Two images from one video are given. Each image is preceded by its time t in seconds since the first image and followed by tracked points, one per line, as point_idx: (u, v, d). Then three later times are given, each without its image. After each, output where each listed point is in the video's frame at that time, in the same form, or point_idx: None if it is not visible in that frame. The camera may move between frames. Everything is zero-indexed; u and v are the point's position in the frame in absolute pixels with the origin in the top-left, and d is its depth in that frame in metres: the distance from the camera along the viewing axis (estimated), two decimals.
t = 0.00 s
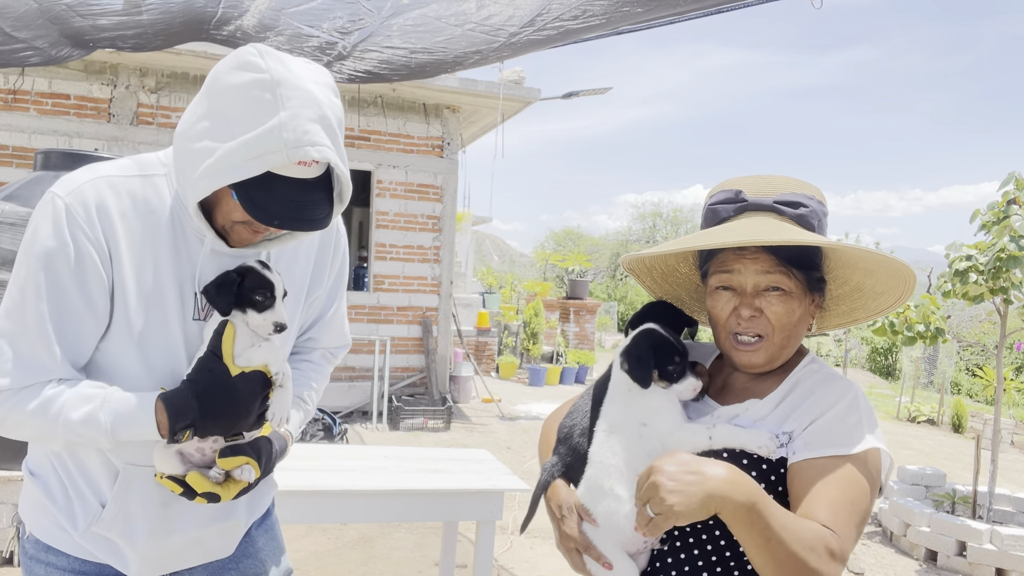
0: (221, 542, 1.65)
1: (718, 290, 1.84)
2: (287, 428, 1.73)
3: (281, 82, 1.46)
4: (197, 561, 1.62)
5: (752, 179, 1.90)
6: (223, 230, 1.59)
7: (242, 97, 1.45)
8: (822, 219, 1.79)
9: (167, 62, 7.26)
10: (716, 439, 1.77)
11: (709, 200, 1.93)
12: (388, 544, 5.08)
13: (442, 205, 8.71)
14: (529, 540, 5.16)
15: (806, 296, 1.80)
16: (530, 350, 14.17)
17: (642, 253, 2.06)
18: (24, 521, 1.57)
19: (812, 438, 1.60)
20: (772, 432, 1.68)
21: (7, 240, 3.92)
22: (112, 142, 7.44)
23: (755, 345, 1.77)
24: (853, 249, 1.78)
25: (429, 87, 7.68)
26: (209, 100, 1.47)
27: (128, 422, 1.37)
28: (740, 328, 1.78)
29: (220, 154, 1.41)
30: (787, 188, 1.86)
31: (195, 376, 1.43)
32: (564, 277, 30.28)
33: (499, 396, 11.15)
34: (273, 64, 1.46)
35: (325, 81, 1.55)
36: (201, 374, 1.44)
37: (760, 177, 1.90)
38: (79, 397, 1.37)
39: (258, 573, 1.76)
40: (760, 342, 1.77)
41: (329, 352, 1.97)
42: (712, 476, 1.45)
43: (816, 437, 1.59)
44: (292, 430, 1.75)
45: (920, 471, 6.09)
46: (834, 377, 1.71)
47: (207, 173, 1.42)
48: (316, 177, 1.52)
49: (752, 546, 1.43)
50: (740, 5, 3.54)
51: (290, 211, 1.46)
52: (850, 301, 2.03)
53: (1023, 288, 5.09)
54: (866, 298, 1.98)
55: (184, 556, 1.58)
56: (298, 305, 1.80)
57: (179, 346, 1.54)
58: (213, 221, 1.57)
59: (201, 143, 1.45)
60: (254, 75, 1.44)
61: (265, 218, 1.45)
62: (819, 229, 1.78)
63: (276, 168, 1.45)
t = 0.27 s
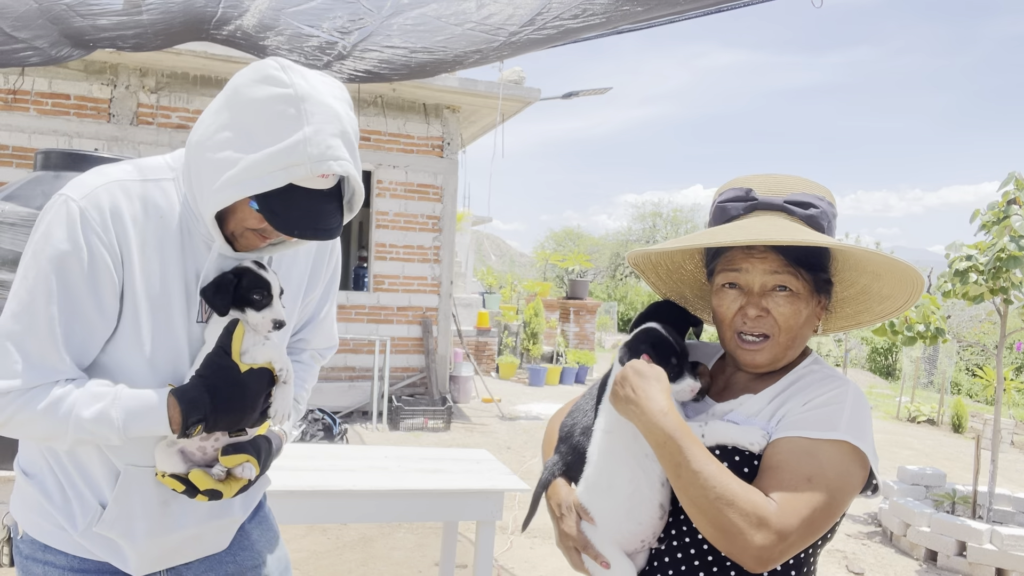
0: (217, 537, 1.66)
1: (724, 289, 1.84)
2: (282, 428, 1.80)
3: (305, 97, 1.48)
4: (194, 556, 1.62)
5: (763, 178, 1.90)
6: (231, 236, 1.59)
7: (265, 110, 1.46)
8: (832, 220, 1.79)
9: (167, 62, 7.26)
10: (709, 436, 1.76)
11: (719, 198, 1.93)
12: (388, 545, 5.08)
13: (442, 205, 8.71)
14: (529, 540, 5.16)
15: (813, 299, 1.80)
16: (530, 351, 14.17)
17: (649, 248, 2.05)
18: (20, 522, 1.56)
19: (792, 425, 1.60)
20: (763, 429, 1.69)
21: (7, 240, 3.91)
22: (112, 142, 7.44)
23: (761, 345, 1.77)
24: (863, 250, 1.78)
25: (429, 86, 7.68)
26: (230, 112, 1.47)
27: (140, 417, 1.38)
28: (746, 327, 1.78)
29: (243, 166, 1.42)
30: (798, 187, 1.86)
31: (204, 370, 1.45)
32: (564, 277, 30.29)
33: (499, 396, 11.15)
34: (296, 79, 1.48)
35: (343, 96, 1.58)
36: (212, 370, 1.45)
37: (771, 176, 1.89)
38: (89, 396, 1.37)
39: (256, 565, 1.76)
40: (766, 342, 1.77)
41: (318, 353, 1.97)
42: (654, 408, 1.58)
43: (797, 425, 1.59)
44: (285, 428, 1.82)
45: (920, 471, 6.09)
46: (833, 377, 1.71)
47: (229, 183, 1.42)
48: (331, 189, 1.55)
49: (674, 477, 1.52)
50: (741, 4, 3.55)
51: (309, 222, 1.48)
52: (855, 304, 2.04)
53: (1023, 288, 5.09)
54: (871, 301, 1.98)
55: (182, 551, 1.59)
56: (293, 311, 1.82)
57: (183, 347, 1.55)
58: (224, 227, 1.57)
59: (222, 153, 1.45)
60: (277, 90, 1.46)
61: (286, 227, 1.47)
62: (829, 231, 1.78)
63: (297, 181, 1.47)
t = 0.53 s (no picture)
0: (230, 529, 1.68)
1: (717, 288, 1.84)
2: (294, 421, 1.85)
3: (338, 104, 1.53)
4: (208, 548, 1.64)
5: (756, 178, 1.90)
6: (255, 236, 1.62)
7: (300, 116, 1.51)
8: (824, 218, 1.78)
9: (168, 62, 7.26)
10: (702, 434, 1.76)
11: (712, 199, 1.94)
12: (388, 545, 5.08)
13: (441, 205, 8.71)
14: (529, 540, 5.16)
15: (807, 297, 1.80)
16: (530, 351, 14.17)
17: (643, 249, 2.05)
18: (38, 514, 1.56)
19: (787, 423, 1.60)
20: (758, 427, 1.69)
21: (7, 239, 3.91)
22: (111, 142, 7.44)
23: (755, 343, 1.77)
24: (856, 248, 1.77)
25: (429, 86, 7.68)
26: (264, 116, 1.51)
27: (160, 408, 1.39)
28: (739, 326, 1.78)
29: (278, 169, 1.46)
30: (791, 186, 1.86)
31: (224, 366, 1.48)
32: (564, 277, 30.29)
33: (499, 396, 11.15)
34: (331, 87, 1.52)
35: (370, 104, 1.63)
36: (233, 368, 1.48)
37: (765, 176, 1.89)
38: (114, 387, 1.38)
39: (261, 558, 1.78)
40: (759, 339, 1.77)
41: (325, 350, 2.00)
42: (648, 411, 1.59)
43: (791, 423, 1.58)
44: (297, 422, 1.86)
45: (920, 471, 6.09)
46: (828, 373, 1.70)
47: (265, 185, 1.46)
48: (356, 191, 1.60)
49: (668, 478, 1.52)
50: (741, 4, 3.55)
51: (339, 222, 1.54)
52: (854, 303, 2.04)
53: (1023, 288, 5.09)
54: (869, 299, 1.98)
55: (198, 543, 1.61)
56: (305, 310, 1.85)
57: (204, 346, 1.56)
58: (252, 226, 1.60)
59: (257, 155, 1.49)
60: (313, 96, 1.50)
61: (318, 227, 1.52)
62: (820, 229, 1.78)
63: (330, 183, 1.52)
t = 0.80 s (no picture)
0: (253, 514, 1.74)
1: (715, 289, 1.84)
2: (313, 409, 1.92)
3: (372, 115, 1.62)
4: (232, 533, 1.71)
5: (755, 179, 1.90)
6: (286, 237, 1.70)
7: (336, 126, 1.59)
8: (822, 220, 1.78)
9: (168, 62, 7.25)
10: (700, 434, 1.76)
11: (711, 199, 1.93)
12: (387, 544, 5.08)
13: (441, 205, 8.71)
14: (529, 540, 5.16)
15: (804, 298, 1.80)
16: (530, 350, 14.17)
17: (642, 249, 2.05)
18: (71, 504, 1.59)
19: (785, 422, 1.59)
20: (755, 426, 1.69)
21: (7, 239, 3.91)
22: (111, 142, 7.44)
23: (750, 343, 1.77)
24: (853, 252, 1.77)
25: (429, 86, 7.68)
26: (301, 126, 1.58)
27: (196, 405, 1.43)
28: (736, 327, 1.78)
29: (318, 176, 1.54)
30: (789, 187, 1.86)
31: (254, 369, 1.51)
32: (564, 277, 30.28)
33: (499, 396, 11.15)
34: (365, 99, 1.61)
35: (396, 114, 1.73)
36: (263, 369, 1.51)
37: (763, 177, 1.89)
38: (152, 382, 1.41)
39: (278, 542, 1.86)
40: (756, 340, 1.77)
41: (336, 344, 2.07)
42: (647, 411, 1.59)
43: (789, 421, 1.58)
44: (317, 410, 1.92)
45: (920, 471, 6.09)
46: (826, 372, 1.69)
47: (306, 191, 1.54)
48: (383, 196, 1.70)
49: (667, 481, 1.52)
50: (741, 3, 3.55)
51: (372, 226, 1.63)
52: (851, 303, 2.03)
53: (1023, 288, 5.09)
54: (865, 300, 1.98)
55: (225, 529, 1.66)
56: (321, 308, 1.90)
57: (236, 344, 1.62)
58: (287, 228, 1.67)
59: (296, 163, 1.56)
60: (349, 109, 1.59)
61: (352, 230, 1.60)
62: (819, 232, 1.77)
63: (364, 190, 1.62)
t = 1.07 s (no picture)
0: (270, 503, 1.76)
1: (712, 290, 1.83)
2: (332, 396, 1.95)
3: (398, 119, 1.69)
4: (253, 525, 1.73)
5: (752, 180, 1.89)
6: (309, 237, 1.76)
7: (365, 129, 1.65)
8: (819, 222, 1.78)
9: (168, 62, 7.25)
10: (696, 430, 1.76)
11: (709, 199, 1.92)
12: (387, 545, 5.08)
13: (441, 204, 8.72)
14: (529, 540, 5.16)
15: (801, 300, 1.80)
16: (530, 351, 14.16)
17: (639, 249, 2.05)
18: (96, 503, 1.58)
19: (782, 417, 1.59)
20: (751, 422, 1.69)
21: (7, 239, 3.90)
22: (111, 142, 7.44)
23: (748, 345, 1.77)
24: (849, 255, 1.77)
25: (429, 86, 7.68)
26: (331, 130, 1.63)
27: (218, 410, 1.43)
28: (733, 328, 1.78)
29: (350, 177, 1.60)
30: (787, 188, 1.86)
31: (276, 379, 1.52)
32: (564, 277, 30.28)
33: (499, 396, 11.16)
34: (391, 104, 1.68)
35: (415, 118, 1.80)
36: (284, 380, 1.52)
37: (761, 178, 1.89)
38: (179, 381, 1.42)
39: (287, 532, 1.91)
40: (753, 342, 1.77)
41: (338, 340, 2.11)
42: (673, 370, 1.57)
43: (786, 416, 1.58)
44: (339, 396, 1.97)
45: (920, 471, 6.09)
46: (820, 371, 1.71)
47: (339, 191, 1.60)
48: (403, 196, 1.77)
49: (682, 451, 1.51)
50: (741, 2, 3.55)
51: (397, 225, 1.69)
52: (846, 304, 2.03)
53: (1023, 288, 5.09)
54: (860, 301, 1.98)
55: (247, 520, 1.68)
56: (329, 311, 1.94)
57: (260, 346, 1.64)
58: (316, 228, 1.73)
59: (328, 166, 1.61)
60: (377, 114, 1.65)
61: (380, 229, 1.66)
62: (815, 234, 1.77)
63: (390, 191, 1.69)
